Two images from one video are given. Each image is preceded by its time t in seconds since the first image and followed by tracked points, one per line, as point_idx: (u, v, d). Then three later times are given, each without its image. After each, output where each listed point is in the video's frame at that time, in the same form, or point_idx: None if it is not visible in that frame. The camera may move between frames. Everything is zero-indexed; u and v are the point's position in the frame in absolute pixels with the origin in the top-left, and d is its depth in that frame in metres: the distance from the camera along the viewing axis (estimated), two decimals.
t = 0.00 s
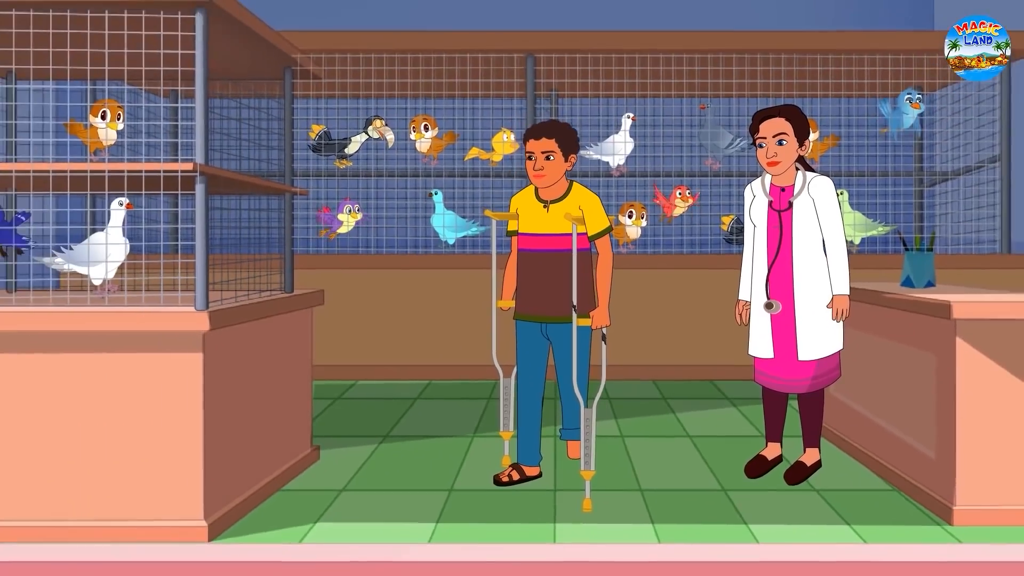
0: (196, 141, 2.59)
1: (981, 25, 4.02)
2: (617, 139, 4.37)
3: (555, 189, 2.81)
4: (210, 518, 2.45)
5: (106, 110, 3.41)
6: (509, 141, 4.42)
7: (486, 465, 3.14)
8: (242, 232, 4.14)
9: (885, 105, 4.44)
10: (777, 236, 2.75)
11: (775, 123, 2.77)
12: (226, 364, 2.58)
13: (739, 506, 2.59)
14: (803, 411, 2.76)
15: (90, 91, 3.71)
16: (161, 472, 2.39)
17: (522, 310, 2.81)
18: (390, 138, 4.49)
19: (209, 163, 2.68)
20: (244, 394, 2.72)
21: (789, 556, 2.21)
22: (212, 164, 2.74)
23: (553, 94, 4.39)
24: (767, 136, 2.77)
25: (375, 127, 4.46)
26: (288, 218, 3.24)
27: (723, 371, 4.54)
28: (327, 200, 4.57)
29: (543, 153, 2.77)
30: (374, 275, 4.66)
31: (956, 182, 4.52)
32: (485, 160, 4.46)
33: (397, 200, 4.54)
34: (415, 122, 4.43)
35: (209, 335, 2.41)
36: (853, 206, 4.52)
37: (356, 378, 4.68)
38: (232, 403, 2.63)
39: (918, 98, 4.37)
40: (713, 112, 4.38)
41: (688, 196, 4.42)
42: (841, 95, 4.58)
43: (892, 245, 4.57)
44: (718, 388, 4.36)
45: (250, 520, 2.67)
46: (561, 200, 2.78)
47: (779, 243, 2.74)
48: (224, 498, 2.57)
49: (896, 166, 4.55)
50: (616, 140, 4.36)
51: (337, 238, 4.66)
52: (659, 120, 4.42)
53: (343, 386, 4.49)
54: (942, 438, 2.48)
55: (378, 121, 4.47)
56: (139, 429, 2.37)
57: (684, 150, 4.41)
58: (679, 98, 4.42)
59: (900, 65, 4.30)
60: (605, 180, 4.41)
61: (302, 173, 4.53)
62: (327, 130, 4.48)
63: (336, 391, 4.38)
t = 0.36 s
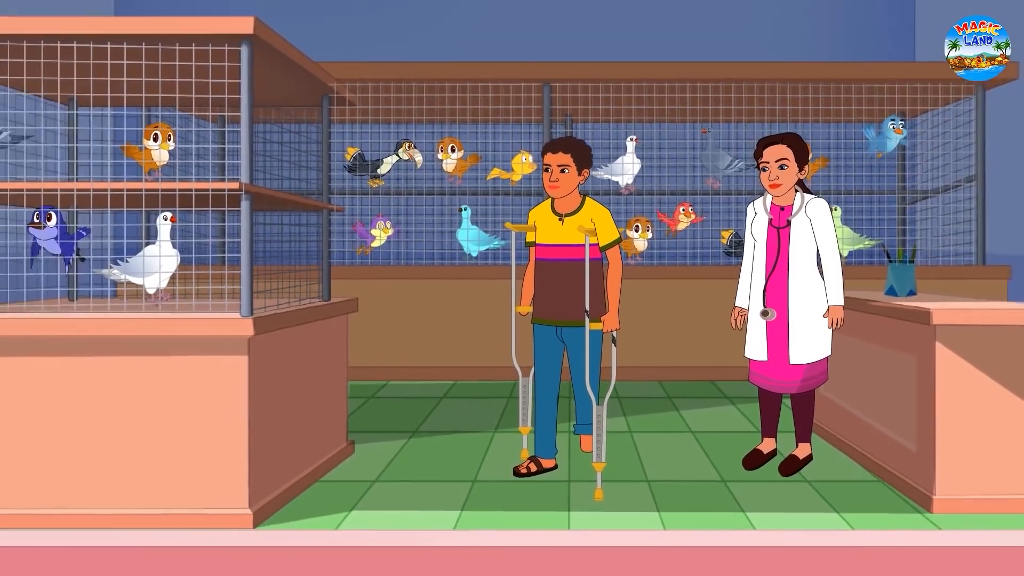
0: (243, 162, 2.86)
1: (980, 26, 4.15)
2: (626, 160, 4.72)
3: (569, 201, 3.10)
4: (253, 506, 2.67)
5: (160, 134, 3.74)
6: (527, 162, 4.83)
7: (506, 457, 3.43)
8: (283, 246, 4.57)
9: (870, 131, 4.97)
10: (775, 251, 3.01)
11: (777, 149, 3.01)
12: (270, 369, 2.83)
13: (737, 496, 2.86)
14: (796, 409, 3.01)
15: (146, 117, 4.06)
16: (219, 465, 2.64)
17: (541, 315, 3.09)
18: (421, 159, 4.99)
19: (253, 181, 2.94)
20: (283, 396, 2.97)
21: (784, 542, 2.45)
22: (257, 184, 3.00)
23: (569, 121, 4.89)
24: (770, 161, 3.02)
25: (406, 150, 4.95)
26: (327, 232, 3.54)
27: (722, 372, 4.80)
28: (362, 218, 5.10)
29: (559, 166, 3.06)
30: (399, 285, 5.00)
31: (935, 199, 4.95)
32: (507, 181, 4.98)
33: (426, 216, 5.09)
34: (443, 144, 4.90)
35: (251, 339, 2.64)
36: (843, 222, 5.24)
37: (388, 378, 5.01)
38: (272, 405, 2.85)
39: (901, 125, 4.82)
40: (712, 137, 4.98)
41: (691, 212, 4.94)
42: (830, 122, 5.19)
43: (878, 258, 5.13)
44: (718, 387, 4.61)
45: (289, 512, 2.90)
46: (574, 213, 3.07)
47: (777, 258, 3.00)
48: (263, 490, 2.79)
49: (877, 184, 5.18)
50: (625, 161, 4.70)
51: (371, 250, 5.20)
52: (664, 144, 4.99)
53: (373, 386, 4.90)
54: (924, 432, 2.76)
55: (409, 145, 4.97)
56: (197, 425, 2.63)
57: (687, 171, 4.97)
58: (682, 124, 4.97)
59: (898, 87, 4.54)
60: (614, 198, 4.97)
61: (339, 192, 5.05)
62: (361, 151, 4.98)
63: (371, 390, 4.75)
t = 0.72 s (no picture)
0: (282, 181, 3.17)
1: (981, 27, 5.30)
2: (633, 179, 5.18)
3: (581, 217, 3.40)
4: (291, 496, 2.95)
5: (207, 155, 4.10)
6: (543, 180, 5.35)
7: (524, 451, 3.74)
8: (320, 256, 5.12)
9: (857, 153, 5.48)
10: (770, 260, 3.29)
11: (770, 166, 3.28)
12: (305, 371, 3.11)
13: (737, 487, 3.14)
14: (790, 407, 3.28)
15: (192, 139, 4.43)
16: (264, 458, 2.92)
17: (556, 320, 3.38)
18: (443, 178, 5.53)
19: (291, 197, 3.23)
20: (317, 396, 3.24)
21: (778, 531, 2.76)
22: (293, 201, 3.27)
23: (581, 143, 5.37)
24: (765, 177, 3.30)
25: (432, 169, 5.48)
26: (359, 245, 3.88)
27: (722, 373, 5.25)
28: (392, 230, 5.82)
29: (572, 184, 3.35)
30: (429, 293, 5.55)
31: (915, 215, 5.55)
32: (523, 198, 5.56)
33: (451, 229, 5.76)
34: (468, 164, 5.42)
35: (288, 344, 2.91)
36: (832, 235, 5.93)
37: (417, 378, 5.54)
38: (306, 404, 3.12)
39: (885, 147, 5.35)
40: (712, 158, 5.49)
41: (693, 227, 5.43)
42: (820, 145, 5.81)
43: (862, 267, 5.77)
44: (718, 387, 5.05)
45: (325, 500, 3.19)
46: (586, 227, 3.37)
47: (772, 267, 3.27)
48: (296, 483, 3.03)
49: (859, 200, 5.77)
50: (633, 180, 5.17)
51: (400, 262, 5.91)
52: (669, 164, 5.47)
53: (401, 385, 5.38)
54: (908, 430, 3.07)
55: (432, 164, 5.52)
56: (245, 420, 2.91)
57: (691, 187, 5.46)
58: (684, 146, 5.50)
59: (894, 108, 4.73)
60: (623, 214, 5.53)
61: (371, 209, 5.83)
62: (391, 171, 5.55)
63: (401, 390, 5.20)
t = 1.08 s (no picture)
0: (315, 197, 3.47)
1: (982, 28, 5.60)
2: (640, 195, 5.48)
3: (591, 229, 3.70)
4: (322, 488, 3.25)
5: (246, 173, 4.44)
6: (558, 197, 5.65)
7: (538, 446, 4.04)
8: (352, 267, 5.61)
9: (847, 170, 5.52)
10: (766, 269, 3.56)
11: (767, 183, 3.55)
12: (336, 373, 3.41)
13: (736, 480, 3.41)
14: (785, 406, 3.55)
15: (233, 158, 4.79)
16: (302, 451, 3.22)
17: (568, 325, 3.67)
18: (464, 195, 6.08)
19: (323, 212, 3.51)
20: (347, 396, 3.55)
21: (776, 521, 3.02)
22: (327, 216, 3.59)
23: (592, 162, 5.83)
24: (762, 193, 3.56)
25: (453, 186, 5.90)
26: (387, 256, 4.21)
27: (723, 374, 5.70)
28: (416, 242, 6.40)
29: (583, 200, 3.64)
30: (450, 300, 5.95)
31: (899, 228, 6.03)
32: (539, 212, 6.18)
33: (472, 240, 6.36)
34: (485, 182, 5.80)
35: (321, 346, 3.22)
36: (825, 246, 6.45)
37: (439, 379, 5.97)
38: (337, 403, 3.42)
39: (873, 165, 5.37)
40: (711, 175, 6.04)
41: (695, 237, 5.95)
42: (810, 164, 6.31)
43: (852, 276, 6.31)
44: (718, 387, 5.50)
45: (354, 492, 3.48)
46: (596, 240, 3.68)
47: (768, 275, 3.55)
48: (328, 476, 3.33)
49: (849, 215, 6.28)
50: (640, 196, 5.46)
51: (424, 272, 6.39)
52: (670, 181, 6.09)
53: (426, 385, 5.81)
54: (893, 426, 3.33)
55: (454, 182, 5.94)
56: (287, 417, 3.22)
57: (692, 202, 6.08)
58: (685, 164, 6.06)
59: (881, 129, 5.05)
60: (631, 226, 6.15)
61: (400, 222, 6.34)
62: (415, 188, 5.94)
63: (425, 390, 5.61)
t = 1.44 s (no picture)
0: (342, 210, 3.76)
1: (980, 27, 5.13)
2: (645, 208, 5.95)
3: (600, 241, 3.99)
4: (349, 480, 3.55)
5: (278, 188, 4.77)
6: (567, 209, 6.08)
7: (551, 442, 4.34)
8: (378, 274, 6.06)
9: (837, 185, 5.90)
10: (763, 277, 3.82)
11: (764, 197, 3.80)
12: (363, 374, 3.73)
13: (734, 473, 3.68)
14: (781, 404, 3.81)
15: (266, 173, 5.13)
16: (334, 444, 3.53)
17: (578, 329, 3.95)
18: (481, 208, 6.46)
19: (349, 224, 3.80)
20: (372, 396, 3.85)
21: (769, 511, 3.27)
22: (353, 227, 3.89)
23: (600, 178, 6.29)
24: (759, 206, 3.82)
25: (471, 200, 6.23)
26: (410, 265, 4.53)
27: (723, 374, 6.13)
28: (437, 251, 6.80)
29: (592, 214, 3.91)
30: (468, 305, 6.30)
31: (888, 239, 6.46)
32: (551, 225, 6.58)
33: (490, 250, 6.73)
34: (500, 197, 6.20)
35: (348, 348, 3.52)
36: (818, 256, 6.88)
37: (459, 378, 6.33)
38: (363, 402, 3.74)
39: (861, 179, 5.72)
40: (711, 189, 6.53)
41: (696, 248, 6.33)
42: (798, 182, 6.82)
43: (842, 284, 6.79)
44: (718, 386, 5.92)
45: (379, 483, 3.77)
46: (604, 250, 3.96)
47: (764, 283, 3.81)
48: (355, 470, 3.63)
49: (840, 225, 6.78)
50: (645, 209, 5.92)
51: (444, 279, 6.74)
52: (673, 195, 6.59)
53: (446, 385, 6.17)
54: (881, 422, 3.57)
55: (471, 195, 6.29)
56: (321, 413, 3.53)
57: (692, 215, 6.56)
58: (685, 181, 6.57)
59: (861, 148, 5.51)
60: (637, 238, 6.66)
61: (421, 233, 6.74)
62: (435, 203, 6.26)
63: (445, 389, 5.97)
